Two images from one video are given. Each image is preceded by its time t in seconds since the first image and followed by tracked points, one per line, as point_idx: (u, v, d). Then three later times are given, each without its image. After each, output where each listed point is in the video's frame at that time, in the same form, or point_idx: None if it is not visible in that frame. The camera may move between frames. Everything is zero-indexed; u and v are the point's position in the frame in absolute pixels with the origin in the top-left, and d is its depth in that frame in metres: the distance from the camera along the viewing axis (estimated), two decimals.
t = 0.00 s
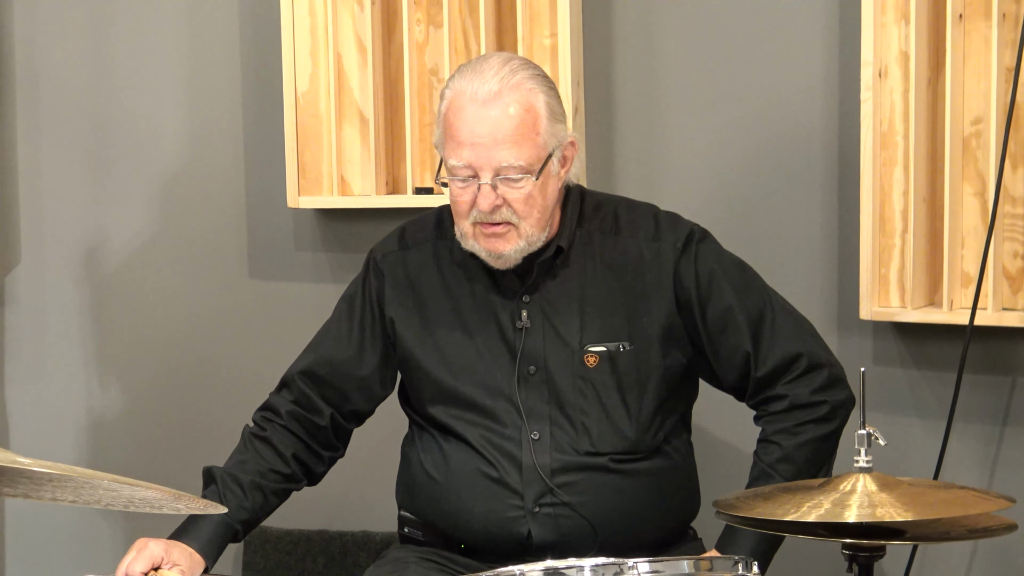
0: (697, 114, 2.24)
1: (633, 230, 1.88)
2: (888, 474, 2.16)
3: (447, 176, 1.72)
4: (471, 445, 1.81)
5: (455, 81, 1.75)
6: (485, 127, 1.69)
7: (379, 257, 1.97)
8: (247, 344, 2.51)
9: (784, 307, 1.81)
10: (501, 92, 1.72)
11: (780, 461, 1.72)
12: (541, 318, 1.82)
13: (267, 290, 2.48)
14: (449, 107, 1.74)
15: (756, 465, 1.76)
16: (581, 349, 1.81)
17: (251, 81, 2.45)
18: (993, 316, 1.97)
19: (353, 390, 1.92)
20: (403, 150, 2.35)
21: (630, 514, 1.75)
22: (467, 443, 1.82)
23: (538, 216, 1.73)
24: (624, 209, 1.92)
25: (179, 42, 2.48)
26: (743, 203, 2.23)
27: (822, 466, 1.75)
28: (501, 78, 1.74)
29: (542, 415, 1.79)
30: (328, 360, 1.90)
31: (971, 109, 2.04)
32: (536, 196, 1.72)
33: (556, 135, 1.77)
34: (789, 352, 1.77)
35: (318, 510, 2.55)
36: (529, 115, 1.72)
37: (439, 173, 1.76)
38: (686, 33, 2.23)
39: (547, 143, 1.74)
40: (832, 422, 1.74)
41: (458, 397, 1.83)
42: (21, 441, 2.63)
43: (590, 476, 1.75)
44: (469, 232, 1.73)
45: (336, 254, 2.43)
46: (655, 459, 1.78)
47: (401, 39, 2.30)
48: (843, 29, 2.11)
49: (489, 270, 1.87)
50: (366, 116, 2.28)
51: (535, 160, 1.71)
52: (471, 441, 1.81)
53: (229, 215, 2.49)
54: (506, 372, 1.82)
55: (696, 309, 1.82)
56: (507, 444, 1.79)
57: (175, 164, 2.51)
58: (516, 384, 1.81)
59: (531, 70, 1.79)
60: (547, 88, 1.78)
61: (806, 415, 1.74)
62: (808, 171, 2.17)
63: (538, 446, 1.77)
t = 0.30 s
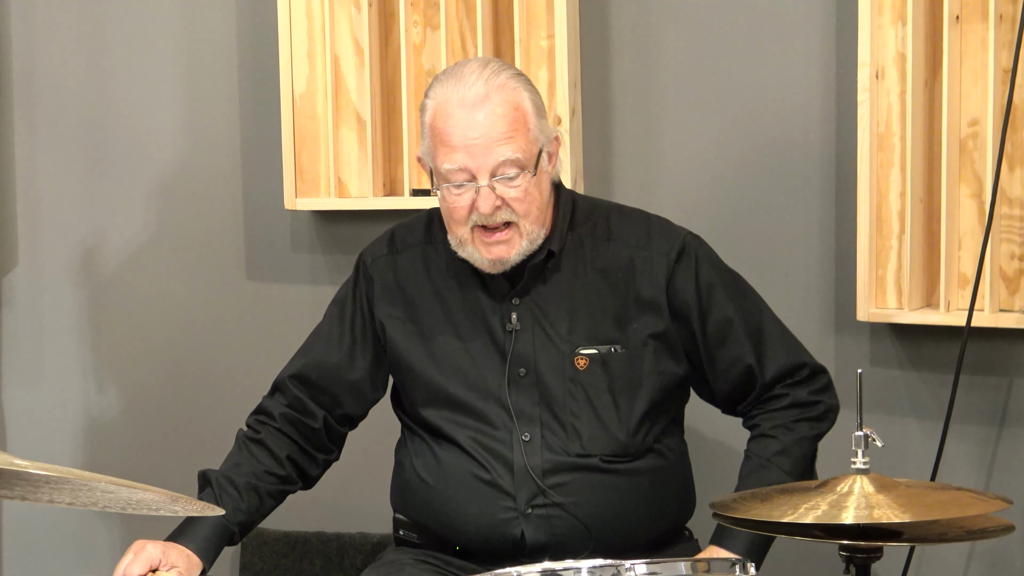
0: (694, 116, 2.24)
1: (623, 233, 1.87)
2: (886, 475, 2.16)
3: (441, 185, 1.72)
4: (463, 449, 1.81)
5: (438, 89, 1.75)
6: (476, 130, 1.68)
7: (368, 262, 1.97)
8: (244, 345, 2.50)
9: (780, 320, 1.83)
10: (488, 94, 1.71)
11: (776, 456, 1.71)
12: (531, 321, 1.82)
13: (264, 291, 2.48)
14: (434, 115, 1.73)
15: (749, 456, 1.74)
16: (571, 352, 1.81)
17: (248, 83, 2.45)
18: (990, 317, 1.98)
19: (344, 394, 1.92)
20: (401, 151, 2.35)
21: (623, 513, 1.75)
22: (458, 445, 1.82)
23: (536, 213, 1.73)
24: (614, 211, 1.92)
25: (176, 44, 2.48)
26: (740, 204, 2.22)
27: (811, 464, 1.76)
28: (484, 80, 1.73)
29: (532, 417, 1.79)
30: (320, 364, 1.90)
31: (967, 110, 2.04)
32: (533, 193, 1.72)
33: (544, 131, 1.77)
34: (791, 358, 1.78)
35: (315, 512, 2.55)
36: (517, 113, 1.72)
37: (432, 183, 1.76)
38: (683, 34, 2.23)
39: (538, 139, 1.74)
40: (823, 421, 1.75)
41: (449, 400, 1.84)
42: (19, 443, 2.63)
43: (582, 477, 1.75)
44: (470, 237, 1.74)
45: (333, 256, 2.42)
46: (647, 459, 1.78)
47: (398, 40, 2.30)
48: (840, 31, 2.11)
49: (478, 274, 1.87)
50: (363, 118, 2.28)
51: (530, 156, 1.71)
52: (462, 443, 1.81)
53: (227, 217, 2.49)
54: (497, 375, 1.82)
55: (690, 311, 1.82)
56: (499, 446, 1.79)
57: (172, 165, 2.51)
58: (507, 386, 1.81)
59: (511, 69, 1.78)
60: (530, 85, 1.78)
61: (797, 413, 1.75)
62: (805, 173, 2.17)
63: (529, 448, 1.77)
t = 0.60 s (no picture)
0: (696, 116, 2.23)
1: (621, 235, 1.88)
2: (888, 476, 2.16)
3: (442, 185, 1.72)
4: (462, 448, 1.80)
5: (437, 90, 1.75)
6: (476, 130, 1.68)
7: (364, 262, 1.96)
8: (244, 344, 2.50)
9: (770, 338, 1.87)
10: (488, 93, 1.71)
11: (751, 428, 1.73)
12: (529, 320, 1.82)
13: (265, 291, 2.48)
14: (434, 115, 1.73)
15: (720, 420, 1.74)
16: (569, 349, 1.81)
17: (249, 82, 2.45)
18: (992, 317, 1.97)
19: (340, 394, 1.92)
20: (403, 151, 2.34)
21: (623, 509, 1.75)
22: (456, 445, 1.81)
23: (537, 212, 1.73)
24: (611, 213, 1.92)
25: (177, 42, 2.48)
26: (742, 205, 2.22)
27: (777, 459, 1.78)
28: (484, 81, 1.73)
29: (532, 415, 1.79)
30: (315, 365, 1.90)
31: (969, 110, 2.04)
32: (533, 192, 1.72)
33: (543, 131, 1.77)
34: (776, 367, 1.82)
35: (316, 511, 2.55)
36: (517, 113, 1.71)
37: (432, 183, 1.76)
38: (685, 34, 2.23)
39: (537, 139, 1.74)
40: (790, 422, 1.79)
41: (448, 399, 1.83)
42: (20, 442, 2.62)
43: (583, 474, 1.76)
44: (469, 236, 1.73)
45: (334, 255, 2.42)
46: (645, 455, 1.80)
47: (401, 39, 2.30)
48: (842, 31, 2.11)
49: (475, 273, 1.87)
50: (365, 117, 2.28)
51: (529, 155, 1.71)
52: (461, 442, 1.80)
53: (228, 216, 2.49)
54: (495, 374, 1.82)
55: (682, 310, 1.84)
56: (498, 444, 1.78)
57: (173, 164, 2.51)
58: (505, 385, 1.81)
59: (509, 70, 1.78)
60: (528, 85, 1.78)
61: (772, 409, 1.78)
62: (807, 173, 2.16)
63: (528, 446, 1.77)
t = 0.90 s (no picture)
0: (705, 115, 2.24)
1: (616, 233, 1.86)
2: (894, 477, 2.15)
3: (443, 175, 1.72)
4: (464, 446, 1.81)
5: (438, 82, 1.74)
6: (477, 119, 1.68)
7: (370, 258, 1.97)
8: (252, 341, 2.50)
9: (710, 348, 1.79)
10: (488, 84, 1.71)
11: (667, 440, 1.61)
12: (525, 319, 1.81)
13: (272, 288, 2.48)
14: (435, 107, 1.73)
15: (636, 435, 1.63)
16: (563, 350, 1.80)
17: (258, 80, 2.45)
18: (1000, 319, 1.97)
19: (349, 389, 1.91)
20: (411, 149, 2.34)
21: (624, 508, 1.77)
22: (458, 442, 1.82)
23: (537, 202, 1.73)
24: (609, 213, 1.90)
25: (186, 39, 2.48)
26: (751, 204, 2.22)
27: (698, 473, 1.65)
28: (484, 71, 1.72)
29: (530, 413, 1.79)
30: (323, 362, 1.90)
31: (978, 111, 2.04)
32: (534, 181, 1.71)
33: (544, 122, 1.76)
34: (698, 372, 1.73)
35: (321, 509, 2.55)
36: (518, 103, 1.71)
37: (433, 175, 1.76)
38: (694, 34, 2.23)
39: (538, 129, 1.73)
40: (711, 429, 1.68)
41: (447, 396, 1.83)
42: (27, 437, 2.62)
43: (584, 472, 1.77)
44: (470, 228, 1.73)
45: (342, 253, 2.42)
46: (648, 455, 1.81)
47: (410, 37, 2.30)
48: (852, 31, 2.11)
49: (477, 271, 1.87)
50: (373, 115, 2.28)
51: (531, 144, 1.71)
52: (462, 441, 1.81)
53: (237, 214, 2.49)
54: (493, 372, 1.82)
55: (633, 314, 1.80)
56: (498, 442, 1.79)
57: (182, 161, 2.51)
58: (503, 383, 1.80)
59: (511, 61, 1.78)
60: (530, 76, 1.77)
61: (684, 416, 1.68)
62: (815, 173, 2.17)
63: (527, 443, 1.77)
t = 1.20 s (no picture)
0: (710, 113, 2.23)
1: (606, 234, 1.85)
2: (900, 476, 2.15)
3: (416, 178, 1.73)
4: (456, 448, 1.82)
5: (415, 86, 1.76)
6: (446, 122, 1.69)
7: (366, 259, 1.98)
8: (258, 339, 2.51)
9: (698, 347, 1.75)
10: (459, 86, 1.71)
11: (660, 451, 1.55)
12: (514, 320, 1.81)
13: (279, 286, 2.48)
14: (410, 110, 1.74)
15: (629, 452, 1.56)
16: (551, 352, 1.79)
17: (264, 77, 2.45)
18: (1007, 317, 1.97)
19: (347, 389, 1.92)
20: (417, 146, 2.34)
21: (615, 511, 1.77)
22: (451, 444, 1.83)
23: (509, 207, 1.72)
24: (600, 213, 1.90)
25: (192, 37, 2.48)
26: (756, 202, 2.22)
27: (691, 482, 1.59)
28: (458, 74, 1.73)
29: (519, 415, 1.79)
30: (321, 362, 1.91)
31: (985, 110, 2.04)
32: (504, 185, 1.71)
33: (520, 126, 1.76)
34: (684, 373, 1.69)
35: (327, 507, 2.55)
36: (489, 106, 1.72)
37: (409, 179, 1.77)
38: (700, 33, 2.23)
39: (512, 133, 1.73)
40: (703, 434, 1.62)
41: (438, 399, 1.84)
42: (32, 435, 2.62)
43: (570, 475, 1.76)
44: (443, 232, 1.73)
45: (348, 251, 2.43)
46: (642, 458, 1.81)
47: (416, 36, 2.30)
48: (858, 30, 2.11)
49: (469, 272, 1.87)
50: (379, 113, 2.28)
51: (500, 149, 1.71)
52: (455, 443, 1.82)
53: (243, 211, 2.50)
54: (482, 374, 1.82)
55: (621, 315, 1.77)
56: (488, 444, 1.80)
57: (188, 159, 2.51)
58: (492, 385, 1.81)
59: (489, 65, 1.79)
60: (506, 80, 1.78)
61: (676, 420, 1.61)
62: (822, 171, 2.16)
63: (515, 445, 1.78)
